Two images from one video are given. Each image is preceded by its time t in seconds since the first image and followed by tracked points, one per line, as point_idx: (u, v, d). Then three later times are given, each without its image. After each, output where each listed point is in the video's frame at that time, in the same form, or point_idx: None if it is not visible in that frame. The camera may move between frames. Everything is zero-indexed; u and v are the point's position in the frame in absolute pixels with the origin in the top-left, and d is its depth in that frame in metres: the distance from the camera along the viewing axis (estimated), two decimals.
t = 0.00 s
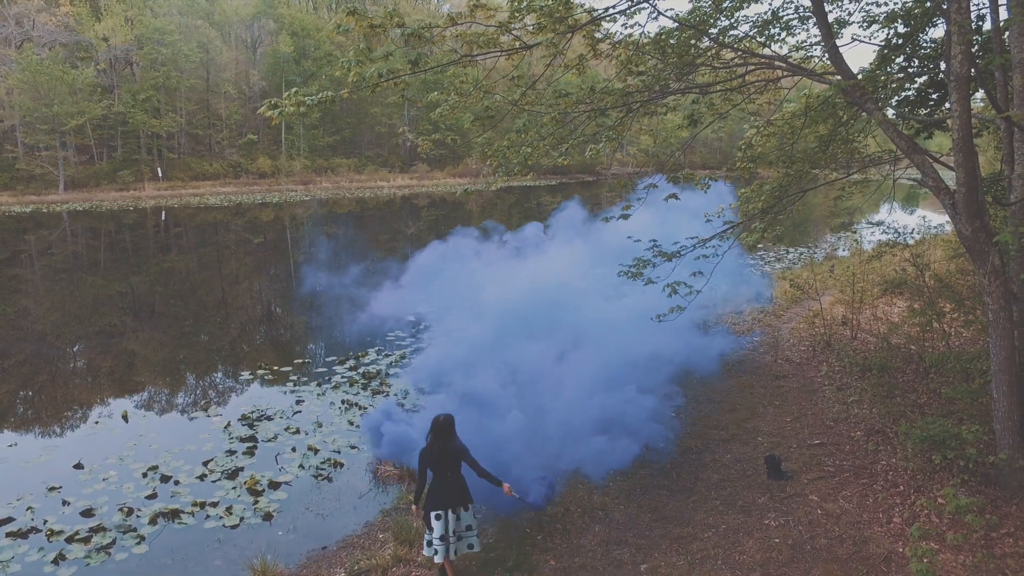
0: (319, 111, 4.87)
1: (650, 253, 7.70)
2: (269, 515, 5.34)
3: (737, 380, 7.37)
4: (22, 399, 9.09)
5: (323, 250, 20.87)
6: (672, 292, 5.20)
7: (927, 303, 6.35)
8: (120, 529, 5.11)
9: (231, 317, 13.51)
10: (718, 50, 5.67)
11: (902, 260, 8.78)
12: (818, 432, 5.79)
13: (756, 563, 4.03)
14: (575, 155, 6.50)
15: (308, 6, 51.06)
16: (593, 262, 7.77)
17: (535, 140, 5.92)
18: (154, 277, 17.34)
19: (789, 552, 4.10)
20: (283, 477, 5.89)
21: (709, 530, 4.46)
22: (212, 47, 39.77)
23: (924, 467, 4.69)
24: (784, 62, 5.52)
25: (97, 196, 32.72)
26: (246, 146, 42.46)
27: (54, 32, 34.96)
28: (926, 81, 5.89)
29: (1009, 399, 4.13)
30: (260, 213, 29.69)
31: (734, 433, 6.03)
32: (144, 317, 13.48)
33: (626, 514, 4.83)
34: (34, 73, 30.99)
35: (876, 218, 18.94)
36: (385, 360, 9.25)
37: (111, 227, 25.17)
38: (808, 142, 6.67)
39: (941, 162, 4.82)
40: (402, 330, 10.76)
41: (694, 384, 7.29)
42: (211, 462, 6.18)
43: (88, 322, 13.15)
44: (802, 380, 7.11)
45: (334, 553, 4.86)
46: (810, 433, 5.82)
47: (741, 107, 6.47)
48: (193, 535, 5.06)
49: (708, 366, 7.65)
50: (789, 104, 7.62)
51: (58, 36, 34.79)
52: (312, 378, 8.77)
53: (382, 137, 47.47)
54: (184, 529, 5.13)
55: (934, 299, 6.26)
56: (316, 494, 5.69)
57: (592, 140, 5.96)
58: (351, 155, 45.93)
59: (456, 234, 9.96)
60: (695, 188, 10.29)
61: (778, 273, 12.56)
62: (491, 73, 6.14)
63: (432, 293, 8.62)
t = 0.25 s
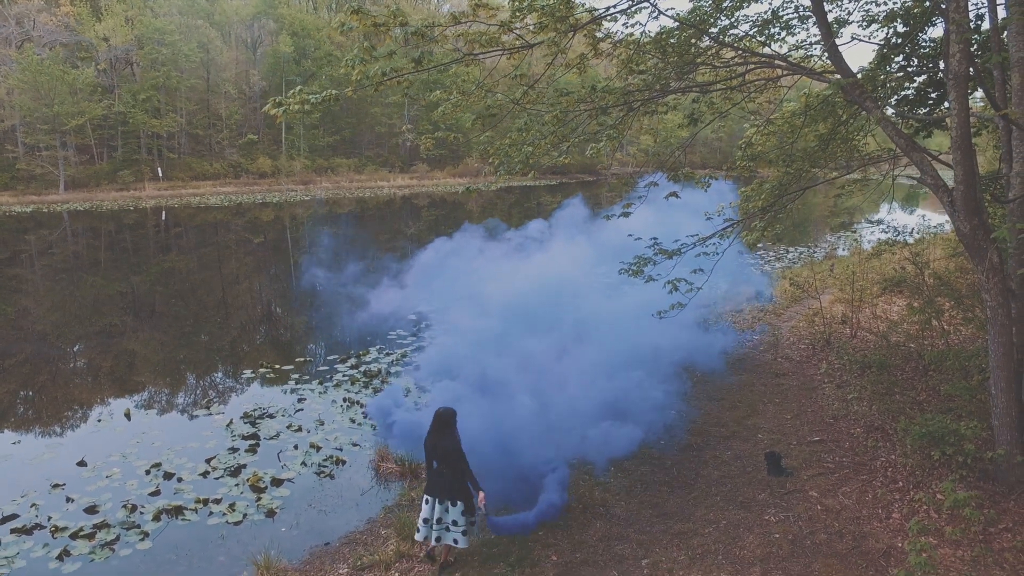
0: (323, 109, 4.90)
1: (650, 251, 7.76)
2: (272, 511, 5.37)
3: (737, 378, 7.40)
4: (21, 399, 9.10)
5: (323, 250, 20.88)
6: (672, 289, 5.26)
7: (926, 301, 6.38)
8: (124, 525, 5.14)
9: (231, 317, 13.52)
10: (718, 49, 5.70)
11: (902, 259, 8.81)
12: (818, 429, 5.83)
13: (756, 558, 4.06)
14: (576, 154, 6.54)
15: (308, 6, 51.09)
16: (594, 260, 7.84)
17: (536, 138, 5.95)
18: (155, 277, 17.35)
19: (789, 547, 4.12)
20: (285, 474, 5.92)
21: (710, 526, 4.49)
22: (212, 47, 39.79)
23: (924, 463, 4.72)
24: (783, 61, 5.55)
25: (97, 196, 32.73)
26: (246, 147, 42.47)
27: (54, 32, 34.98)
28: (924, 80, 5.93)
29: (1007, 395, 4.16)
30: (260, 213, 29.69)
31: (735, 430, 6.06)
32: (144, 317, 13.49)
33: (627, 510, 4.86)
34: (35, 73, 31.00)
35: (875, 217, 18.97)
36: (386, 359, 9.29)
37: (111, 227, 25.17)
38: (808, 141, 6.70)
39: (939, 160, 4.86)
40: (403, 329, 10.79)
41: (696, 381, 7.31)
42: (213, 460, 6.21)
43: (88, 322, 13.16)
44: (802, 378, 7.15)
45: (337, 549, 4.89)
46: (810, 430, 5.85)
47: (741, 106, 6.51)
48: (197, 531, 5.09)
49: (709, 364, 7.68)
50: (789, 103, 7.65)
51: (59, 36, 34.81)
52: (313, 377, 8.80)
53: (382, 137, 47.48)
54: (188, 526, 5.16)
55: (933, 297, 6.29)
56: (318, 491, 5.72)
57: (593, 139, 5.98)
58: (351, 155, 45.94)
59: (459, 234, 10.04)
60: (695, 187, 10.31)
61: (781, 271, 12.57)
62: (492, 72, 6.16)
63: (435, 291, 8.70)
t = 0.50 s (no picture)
0: (328, 109, 4.97)
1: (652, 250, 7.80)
2: (276, 509, 5.41)
3: (738, 376, 7.43)
4: (23, 398, 9.12)
5: (323, 250, 20.90)
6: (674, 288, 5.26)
7: (926, 299, 6.41)
8: (128, 522, 5.17)
9: (232, 317, 13.55)
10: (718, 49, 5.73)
11: (902, 258, 8.85)
12: (818, 427, 5.86)
13: (757, 554, 4.09)
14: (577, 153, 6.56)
15: (308, 6, 51.11)
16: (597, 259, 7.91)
17: (538, 138, 5.98)
18: (155, 277, 17.37)
19: (790, 544, 4.16)
20: (288, 472, 5.96)
21: (711, 522, 4.52)
22: (213, 47, 39.81)
23: (923, 460, 4.75)
24: (784, 61, 5.59)
25: (98, 196, 32.75)
26: (247, 147, 42.49)
27: (55, 32, 35.00)
28: (924, 80, 5.96)
29: (1007, 393, 4.19)
30: (261, 213, 29.70)
31: (736, 428, 6.09)
32: (145, 317, 13.52)
33: (629, 507, 4.89)
34: (36, 73, 31.02)
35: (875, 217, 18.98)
36: (389, 357, 9.33)
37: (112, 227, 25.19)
38: (808, 141, 6.73)
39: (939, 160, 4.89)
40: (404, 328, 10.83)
41: (697, 379, 7.35)
42: (217, 458, 6.24)
43: (90, 322, 13.18)
44: (802, 376, 7.19)
45: (341, 545, 4.92)
46: (811, 428, 5.89)
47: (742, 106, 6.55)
48: (201, 528, 5.12)
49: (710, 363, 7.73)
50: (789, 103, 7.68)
51: (59, 36, 34.83)
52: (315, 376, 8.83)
53: (382, 137, 47.49)
54: (193, 523, 5.19)
55: (933, 295, 6.32)
56: (322, 489, 5.75)
57: (595, 138, 6.01)
58: (351, 155, 45.95)
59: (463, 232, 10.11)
60: (696, 186, 10.34)
61: (780, 271, 12.59)
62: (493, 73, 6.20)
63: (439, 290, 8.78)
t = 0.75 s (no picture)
0: (334, 110, 5.06)
1: (654, 249, 7.87)
2: (280, 507, 5.44)
3: (740, 375, 7.46)
4: (25, 398, 9.14)
5: (324, 250, 20.92)
6: (677, 288, 5.26)
7: (926, 299, 6.43)
8: (134, 520, 5.20)
9: (233, 317, 13.57)
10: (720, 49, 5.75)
11: (903, 257, 8.87)
12: (819, 425, 5.90)
13: (759, 551, 4.12)
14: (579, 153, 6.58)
15: (308, 6, 51.14)
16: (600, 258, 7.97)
17: (540, 138, 6.02)
18: (156, 277, 17.39)
19: (792, 540, 4.19)
20: (292, 470, 5.99)
21: (713, 520, 4.55)
22: (213, 47, 39.85)
23: (924, 458, 4.78)
24: (785, 61, 5.61)
25: (98, 196, 32.76)
26: (247, 146, 42.49)
27: (55, 32, 34.99)
28: (924, 80, 5.98)
29: (1007, 391, 4.22)
30: (261, 212, 29.71)
31: (737, 426, 6.13)
32: (147, 317, 13.53)
33: (632, 505, 4.92)
34: (36, 73, 31.04)
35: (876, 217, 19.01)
36: (391, 357, 9.33)
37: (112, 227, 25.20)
38: (809, 141, 6.75)
39: (939, 160, 4.93)
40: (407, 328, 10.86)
41: (699, 377, 7.38)
42: (221, 456, 6.27)
43: (91, 322, 13.19)
44: (803, 375, 7.23)
45: (345, 543, 4.95)
46: (812, 426, 5.92)
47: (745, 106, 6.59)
48: (206, 526, 5.15)
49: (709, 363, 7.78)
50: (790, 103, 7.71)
51: (60, 36, 34.84)
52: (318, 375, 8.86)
53: (383, 137, 47.49)
54: (197, 521, 5.22)
55: (934, 295, 6.35)
56: (325, 487, 5.79)
57: (597, 139, 6.04)
58: (351, 155, 45.95)
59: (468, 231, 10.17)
60: (698, 185, 10.36)
61: (780, 271, 12.62)
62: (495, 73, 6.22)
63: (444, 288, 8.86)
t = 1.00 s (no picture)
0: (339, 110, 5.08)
1: (656, 249, 7.92)
2: (284, 504, 5.47)
3: (741, 373, 7.49)
4: (28, 398, 9.15)
5: (324, 249, 20.93)
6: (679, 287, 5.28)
7: (927, 298, 6.45)
8: (139, 518, 5.23)
9: (235, 317, 13.59)
10: (721, 49, 5.77)
11: (903, 257, 8.89)
12: (820, 424, 5.92)
13: (761, 548, 4.15)
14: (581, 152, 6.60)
15: (308, 6, 51.17)
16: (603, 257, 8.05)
17: (543, 138, 6.04)
18: (156, 277, 17.40)
19: (794, 537, 4.22)
20: (296, 468, 6.01)
21: (716, 517, 4.58)
22: (214, 47, 39.88)
23: (925, 456, 4.81)
24: (787, 61, 5.64)
25: (99, 196, 32.78)
26: (247, 146, 42.50)
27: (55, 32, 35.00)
28: (924, 80, 6.01)
29: (1007, 389, 4.25)
30: (262, 212, 29.71)
31: (739, 424, 6.16)
32: (147, 317, 13.55)
33: (634, 502, 4.95)
34: (37, 73, 31.06)
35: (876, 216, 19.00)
36: (394, 356, 9.35)
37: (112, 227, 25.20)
38: (810, 141, 6.78)
39: (940, 159, 4.96)
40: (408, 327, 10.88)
41: (701, 375, 7.41)
42: (225, 454, 6.30)
43: (92, 322, 13.21)
44: (805, 373, 7.25)
45: (350, 540, 4.98)
46: (813, 424, 5.95)
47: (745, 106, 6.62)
48: (211, 524, 5.18)
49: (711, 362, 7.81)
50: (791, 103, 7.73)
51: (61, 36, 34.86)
52: (320, 374, 8.89)
53: (383, 137, 47.49)
54: (202, 518, 5.25)
55: (934, 294, 6.37)
56: (329, 485, 5.82)
57: (599, 138, 6.07)
58: (352, 155, 45.96)
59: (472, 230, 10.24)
60: (699, 185, 10.39)
61: (779, 271, 12.64)
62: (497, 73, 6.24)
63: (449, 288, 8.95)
